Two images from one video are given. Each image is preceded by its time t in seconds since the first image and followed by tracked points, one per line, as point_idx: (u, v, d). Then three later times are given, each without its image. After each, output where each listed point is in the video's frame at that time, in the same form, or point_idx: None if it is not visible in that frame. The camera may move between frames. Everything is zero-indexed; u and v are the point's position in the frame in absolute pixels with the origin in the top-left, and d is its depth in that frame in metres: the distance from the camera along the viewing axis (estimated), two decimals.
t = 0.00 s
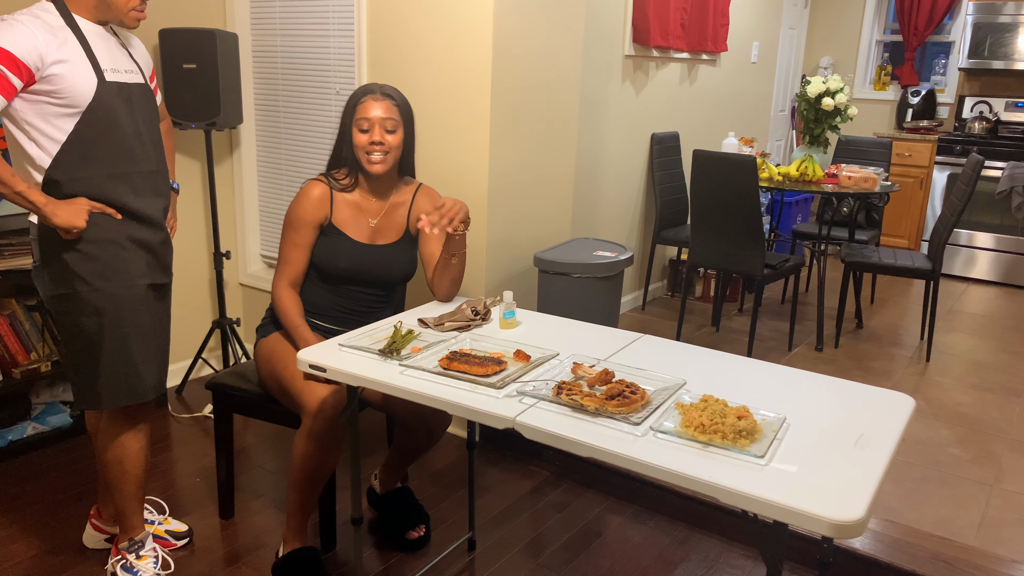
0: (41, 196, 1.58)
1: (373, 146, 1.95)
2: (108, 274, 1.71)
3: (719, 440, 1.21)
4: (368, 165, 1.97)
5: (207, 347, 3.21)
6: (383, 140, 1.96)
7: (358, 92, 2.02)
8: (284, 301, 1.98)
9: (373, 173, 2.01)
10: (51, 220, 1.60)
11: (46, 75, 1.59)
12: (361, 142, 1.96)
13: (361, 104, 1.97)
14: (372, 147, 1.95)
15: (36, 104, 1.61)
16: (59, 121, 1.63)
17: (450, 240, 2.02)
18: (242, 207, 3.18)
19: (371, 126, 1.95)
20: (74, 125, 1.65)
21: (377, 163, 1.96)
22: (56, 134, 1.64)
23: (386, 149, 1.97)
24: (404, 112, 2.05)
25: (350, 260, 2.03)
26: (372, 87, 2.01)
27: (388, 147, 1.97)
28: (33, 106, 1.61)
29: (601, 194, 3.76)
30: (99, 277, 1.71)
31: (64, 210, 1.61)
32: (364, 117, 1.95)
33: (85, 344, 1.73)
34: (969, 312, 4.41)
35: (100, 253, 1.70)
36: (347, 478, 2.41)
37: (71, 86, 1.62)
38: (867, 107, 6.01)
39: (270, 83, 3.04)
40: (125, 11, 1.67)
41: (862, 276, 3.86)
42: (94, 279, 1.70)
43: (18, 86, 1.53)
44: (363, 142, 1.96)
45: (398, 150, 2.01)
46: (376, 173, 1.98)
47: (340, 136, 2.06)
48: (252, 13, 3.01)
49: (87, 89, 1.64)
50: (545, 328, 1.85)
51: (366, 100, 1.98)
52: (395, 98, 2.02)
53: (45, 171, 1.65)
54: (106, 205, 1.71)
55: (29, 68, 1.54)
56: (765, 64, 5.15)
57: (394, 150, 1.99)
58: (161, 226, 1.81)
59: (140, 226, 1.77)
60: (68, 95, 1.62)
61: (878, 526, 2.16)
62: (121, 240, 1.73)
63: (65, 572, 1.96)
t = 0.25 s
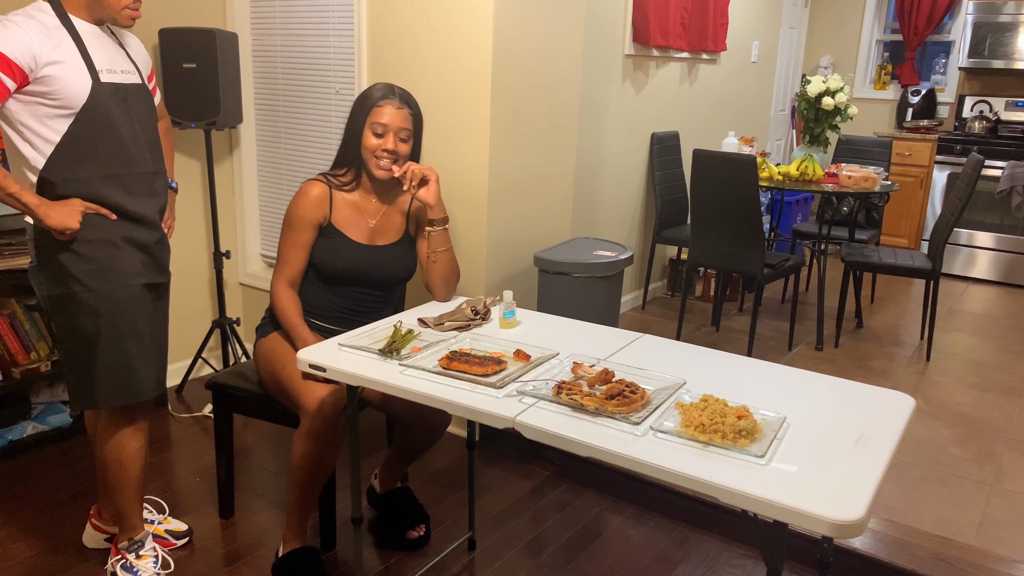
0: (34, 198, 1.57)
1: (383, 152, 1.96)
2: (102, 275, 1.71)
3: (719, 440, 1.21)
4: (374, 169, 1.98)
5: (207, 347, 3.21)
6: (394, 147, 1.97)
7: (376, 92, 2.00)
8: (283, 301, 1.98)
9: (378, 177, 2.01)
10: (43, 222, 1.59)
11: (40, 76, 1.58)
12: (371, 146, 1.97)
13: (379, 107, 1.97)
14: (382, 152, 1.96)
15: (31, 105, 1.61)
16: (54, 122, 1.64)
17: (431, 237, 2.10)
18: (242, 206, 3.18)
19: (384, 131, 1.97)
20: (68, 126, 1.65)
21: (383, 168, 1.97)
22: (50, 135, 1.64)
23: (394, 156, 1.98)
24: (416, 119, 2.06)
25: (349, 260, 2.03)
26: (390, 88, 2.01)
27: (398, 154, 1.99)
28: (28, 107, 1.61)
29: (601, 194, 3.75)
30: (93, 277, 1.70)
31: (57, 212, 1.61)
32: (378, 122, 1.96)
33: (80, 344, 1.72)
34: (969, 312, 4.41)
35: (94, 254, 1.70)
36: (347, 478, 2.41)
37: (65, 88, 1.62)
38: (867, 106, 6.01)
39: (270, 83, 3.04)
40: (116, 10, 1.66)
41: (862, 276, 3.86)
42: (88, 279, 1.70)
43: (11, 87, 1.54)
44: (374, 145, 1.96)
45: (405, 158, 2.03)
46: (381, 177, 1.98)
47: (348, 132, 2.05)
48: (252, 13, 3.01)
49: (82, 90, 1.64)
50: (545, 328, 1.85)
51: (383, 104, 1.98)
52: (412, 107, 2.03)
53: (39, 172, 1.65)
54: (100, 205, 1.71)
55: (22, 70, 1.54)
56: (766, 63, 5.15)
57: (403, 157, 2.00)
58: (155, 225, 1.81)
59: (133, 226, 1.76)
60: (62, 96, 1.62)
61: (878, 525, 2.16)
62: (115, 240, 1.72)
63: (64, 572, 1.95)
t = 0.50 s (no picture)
0: (28, 198, 1.57)
1: (387, 155, 1.96)
2: (98, 275, 1.71)
3: (720, 440, 1.21)
4: (376, 171, 1.98)
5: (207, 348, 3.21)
6: (398, 151, 1.97)
7: (380, 94, 2.01)
8: (284, 303, 1.98)
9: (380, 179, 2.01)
10: (38, 222, 1.60)
11: (35, 75, 1.59)
12: (374, 149, 1.96)
13: (383, 110, 1.97)
14: (385, 155, 1.96)
15: (26, 104, 1.61)
16: (49, 122, 1.64)
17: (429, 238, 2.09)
18: (242, 207, 3.18)
19: (387, 134, 1.96)
20: (63, 126, 1.65)
21: (384, 170, 1.97)
22: (45, 135, 1.64)
23: (397, 160, 1.98)
24: (419, 123, 2.05)
25: (350, 262, 2.03)
26: (395, 91, 2.01)
27: (401, 159, 1.98)
28: (23, 106, 1.61)
29: (601, 194, 3.76)
30: (89, 277, 1.70)
31: (50, 213, 1.61)
32: (382, 125, 1.95)
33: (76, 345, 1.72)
34: (969, 312, 4.41)
35: (89, 254, 1.70)
36: (347, 478, 2.41)
37: (60, 87, 1.62)
38: (867, 107, 6.01)
39: (270, 83, 3.04)
40: (108, 10, 1.63)
41: (862, 276, 3.86)
42: (84, 280, 1.70)
43: (6, 87, 1.54)
44: (376, 148, 1.96)
45: (408, 162, 2.02)
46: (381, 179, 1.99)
47: (349, 133, 2.05)
48: (252, 13, 3.01)
49: (77, 89, 1.64)
50: (545, 328, 1.85)
51: (387, 107, 1.98)
52: (417, 111, 2.03)
53: (34, 172, 1.65)
54: (94, 204, 1.71)
55: (17, 69, 1.55)
56: (766, 63, 5.15)
57: (405, 161, 2.00)
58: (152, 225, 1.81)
59: (129, 226, 1.76)
60: (58, 95, 1.62)
61: (878, 526, 2.16)
62: (110, 240, 1.72)
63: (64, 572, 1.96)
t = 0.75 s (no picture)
0: (22, 198, 1.57)
1: (382, 154, 1.93)
2: (94, 275, 1.71)
3: (719, 440, 1.21)
4: (372, 170, 1.96)
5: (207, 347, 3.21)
6: (394, 150, 1.94)
7: (380, 93, 2.01)
8: (283, 303, 1.99)
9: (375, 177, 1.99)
10: (32, 222, 1.60)
11: (33, 73, 1.59)
12: (371, 147, 1.95)
13: (382, 108, 1.96)
14: (381, 154, 1.93)
15: (24, 103, 1.61)
16: (46, 121, 1.64)
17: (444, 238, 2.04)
18: (242, 206, 3.18)
19: (384, 133, 1.94)
20: (60, 125, 1.65)
21: (380, 168, 1.94)
22: (42, 133, 1.64)
23: (394, 158, 1.94)
24: (417, 121, 2.02)
25: (349, 262, 2.03)
26: (394, 91, 2.01)
27: (397, 157, 1.95)
28: (21, 104, 1.61)
29: (601, 194, 3.76)
30: (84, 278, 1.70)
31: (44, 213, 1.61)
32: (379, 124, 1.94)
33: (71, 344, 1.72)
34: (969, 312, 4.41)
35: (84, 254, 1.70)
36: (347, 477, 2.42)
37: (58, 85, 1.62)
38: (867, 106, 6.02)
39: (270, 83, 3.04)
40: (105, 9, 1.64)
41: (862, 276, 3.86)
42: (80, 280, 1.70)
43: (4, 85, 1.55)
44: (373, 146, 1.94)
45: (403, 161, 1.99)
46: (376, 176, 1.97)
47: (349, 132, 2.05)
48: (253, 13, 3.01)
49: (74, 88, 1.64)
50: (546, 328, 1.85)
51: (387, 105, 1.96)
52: (414, 109, 2.01)
53: (31, 171, 1.65)
54: (90, 205, 1.71)
55: (15, 67, 1.55)
56: (765, 63, 5.15)
57: (401, 160, 1.97)
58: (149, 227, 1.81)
59: (125, 227, 1.76)
60: (55, 93, 1.62)
61: (878, 525, 2.16)
62: (104, 241, 1.72)
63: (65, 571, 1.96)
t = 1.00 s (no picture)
0: (14, 196, 1.57)
1: (382, 152, 1.93)
2: (91, 272, 1.71)
3: (720, 440, 1.21)
4: (371, 169, 1.95)
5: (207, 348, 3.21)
6: (393, 148, 1.94)
7: (380, 93, 2.00)
8: (281, 304, 1.99)
9: (372, 176, 1.99)
10: (22, 220, 1.59)
11: (31, 72, 1.59)
12: (370, 146, 1.95)
13: (382, 107, 1.96)
14: (381, 152, 1.93)
15: (21, 101, 1.61)
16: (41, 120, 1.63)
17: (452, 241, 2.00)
18: (242, 206, 3.18)
19: (384, 131, 1.94)
20: (56, 124, 1.65)
21: (378, 167, 1.94)
22: (36, 131, 1.64)
23: (393, 157, 1.95)
24: (418, 122, 2.03)
25: (347, 263, 2.03)
26: (395, 91, 2.00)
27: (396, 155, 1.95)
28: (18, 102, 1.61)
29: (601, 194, 3.76)
30: (84, 275, 1.70)
31: (36, 211, 1.60)
32: (379, 122, 1.94)
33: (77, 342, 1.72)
34: (969, 312, 4.41)
35: (80, 253, 1.69)
36: (347, 478, 2.41)
37: (56, 84, 1.62)
38: (867, 107, 6.01)
39: (270, 83, 3.04)
40: (109, 10, 1.63)
41: (862, 276, 3.86)
42: (80, 278, 1.69)
43: None
44: (373, 145, 1.94)
45: (403, 160, 1.99)
46: (371, 176, 1.97)
47: (349, 132, 2.04)
48: (253, 13, 3.01)
49: (72, 88, 1.64)
50: (546, 328, 1.85)
51: (387, 104, 1.97)
52: (414, 109, 2.01)
53: (24, 169, 1.65)
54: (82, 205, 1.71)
55: (12, 65, 1.55)
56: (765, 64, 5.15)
57: (401, 158, 1.97)
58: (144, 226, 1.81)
59: (120, 226, 1.76)
60: (53, 93, 1.62)
61: (878, 526, 2.16)
62: (98, 239, 1.72)
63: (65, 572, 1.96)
